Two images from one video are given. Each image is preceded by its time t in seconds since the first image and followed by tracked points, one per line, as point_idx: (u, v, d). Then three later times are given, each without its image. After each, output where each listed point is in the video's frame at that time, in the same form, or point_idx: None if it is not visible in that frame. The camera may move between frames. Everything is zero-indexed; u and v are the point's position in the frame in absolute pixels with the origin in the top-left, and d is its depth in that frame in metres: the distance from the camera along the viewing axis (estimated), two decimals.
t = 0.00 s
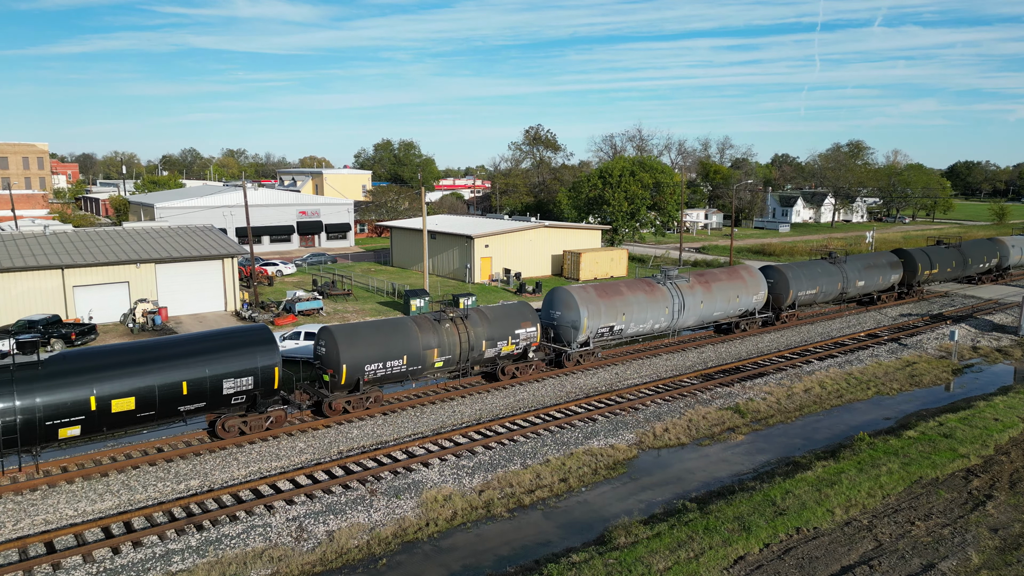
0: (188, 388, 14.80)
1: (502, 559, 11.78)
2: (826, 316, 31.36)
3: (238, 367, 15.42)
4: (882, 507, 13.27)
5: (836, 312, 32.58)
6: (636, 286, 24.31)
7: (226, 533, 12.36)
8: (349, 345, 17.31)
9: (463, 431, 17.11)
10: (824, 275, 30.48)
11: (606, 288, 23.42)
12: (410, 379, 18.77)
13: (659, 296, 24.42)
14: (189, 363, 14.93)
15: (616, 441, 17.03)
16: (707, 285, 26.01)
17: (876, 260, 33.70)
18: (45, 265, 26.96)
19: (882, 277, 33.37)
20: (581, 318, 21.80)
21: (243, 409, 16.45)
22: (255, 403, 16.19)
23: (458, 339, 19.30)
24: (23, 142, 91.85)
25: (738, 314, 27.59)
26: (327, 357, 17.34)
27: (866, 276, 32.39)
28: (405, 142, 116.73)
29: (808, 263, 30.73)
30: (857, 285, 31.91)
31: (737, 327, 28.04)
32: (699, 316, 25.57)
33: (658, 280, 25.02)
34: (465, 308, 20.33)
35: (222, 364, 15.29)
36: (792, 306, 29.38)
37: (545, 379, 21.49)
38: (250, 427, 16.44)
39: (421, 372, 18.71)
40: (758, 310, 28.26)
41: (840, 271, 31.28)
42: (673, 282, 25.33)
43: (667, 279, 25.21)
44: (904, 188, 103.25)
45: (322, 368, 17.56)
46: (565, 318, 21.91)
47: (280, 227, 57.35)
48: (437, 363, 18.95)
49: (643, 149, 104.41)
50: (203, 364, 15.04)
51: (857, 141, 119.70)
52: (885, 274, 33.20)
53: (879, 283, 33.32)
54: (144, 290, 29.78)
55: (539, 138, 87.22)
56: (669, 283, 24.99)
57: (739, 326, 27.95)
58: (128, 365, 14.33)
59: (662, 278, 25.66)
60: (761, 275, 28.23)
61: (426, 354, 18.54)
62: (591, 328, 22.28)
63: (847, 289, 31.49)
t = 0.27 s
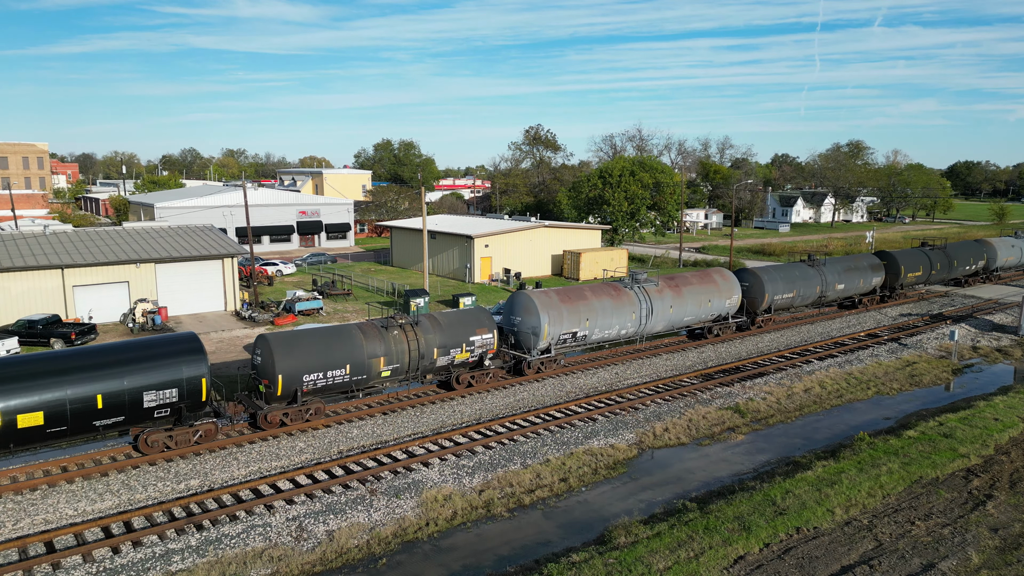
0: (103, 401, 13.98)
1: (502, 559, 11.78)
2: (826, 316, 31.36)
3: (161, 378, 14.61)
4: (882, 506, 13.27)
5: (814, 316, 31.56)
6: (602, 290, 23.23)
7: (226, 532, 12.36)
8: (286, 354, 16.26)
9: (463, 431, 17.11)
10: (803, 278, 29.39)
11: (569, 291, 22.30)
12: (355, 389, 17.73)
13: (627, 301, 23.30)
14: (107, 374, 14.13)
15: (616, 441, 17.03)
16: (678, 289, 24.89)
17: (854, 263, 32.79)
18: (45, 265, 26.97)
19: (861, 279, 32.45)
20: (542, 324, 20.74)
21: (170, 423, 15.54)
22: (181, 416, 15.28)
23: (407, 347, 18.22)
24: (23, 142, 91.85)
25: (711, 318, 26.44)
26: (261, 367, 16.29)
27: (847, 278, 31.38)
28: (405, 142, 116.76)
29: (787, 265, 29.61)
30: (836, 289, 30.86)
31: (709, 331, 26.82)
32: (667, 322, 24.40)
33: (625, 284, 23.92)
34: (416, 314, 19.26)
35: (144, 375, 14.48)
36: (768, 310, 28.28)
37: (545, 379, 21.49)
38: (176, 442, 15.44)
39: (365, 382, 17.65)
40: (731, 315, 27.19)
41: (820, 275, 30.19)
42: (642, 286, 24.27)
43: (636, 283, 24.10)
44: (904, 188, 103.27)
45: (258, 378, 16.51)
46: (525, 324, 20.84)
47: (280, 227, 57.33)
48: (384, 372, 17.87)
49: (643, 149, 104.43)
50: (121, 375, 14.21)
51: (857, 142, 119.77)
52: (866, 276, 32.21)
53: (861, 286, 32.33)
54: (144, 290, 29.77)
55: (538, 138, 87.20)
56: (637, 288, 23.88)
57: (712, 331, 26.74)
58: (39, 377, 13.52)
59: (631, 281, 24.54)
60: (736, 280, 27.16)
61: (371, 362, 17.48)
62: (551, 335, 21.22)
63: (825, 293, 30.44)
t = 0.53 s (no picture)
0: (11, 417, 13.17)
1: (502, 559, 11.77)
2: (827, 316, 31.36)
3: (74, 392, 13.78)
4: (883, 507, 13.27)
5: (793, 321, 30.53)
6: (565, 294, 22.11)
7: (226, 533, 12.36)
8: (214, 365, 15.21)
9: (463, 431, 17.10)
10: (780, 281, 28.28)
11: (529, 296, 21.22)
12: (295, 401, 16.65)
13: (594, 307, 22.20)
14: (15, 388, 13.30)
15: (617, 441, 17.02)
16: (647, 294, 23.79)
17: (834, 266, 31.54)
18: (45, 265, 26.97)
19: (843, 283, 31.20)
20: (500, 331, 19.67)
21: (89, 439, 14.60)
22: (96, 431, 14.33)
23: (350, 356, 17.11)
24: (23, 142, 91.87)
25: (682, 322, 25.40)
26: (189, 379, 15.25)
27: (827, 280, 30.25)
28: (405, 142, 116.82)
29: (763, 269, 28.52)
30: (815, 291, 29.72)
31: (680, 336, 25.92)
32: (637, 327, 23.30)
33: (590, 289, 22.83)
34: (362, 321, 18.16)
35: (56, 389, 13.66)
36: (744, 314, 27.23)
37: (545, 379, 21.50)
38: (92, 459, 14.46)
39: (305, 394, 16.58)
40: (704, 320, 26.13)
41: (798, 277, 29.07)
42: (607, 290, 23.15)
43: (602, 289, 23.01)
44: (904, 188, 103.31)
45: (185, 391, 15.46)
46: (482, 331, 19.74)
47: (280, 227, 57.33)
48: (325, 383, 16.78)
49: (643, 149, 104.46)
50: (29, 390, 13.39)
51: (857, 142, 119.87)
52: (846, 279, 30.98)
53: (841, 289, 31.17)
54: (144, 290, 29.77)
55: (538, 138, 87.21)
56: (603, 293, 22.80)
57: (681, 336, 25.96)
58: None
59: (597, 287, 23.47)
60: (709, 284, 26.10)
61: (310, 373, 16.39)
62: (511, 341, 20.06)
63: (804, 296, 29.31)
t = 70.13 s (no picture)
0: None
1: (509, 556, 11.80)
2: (832, 313, 31.35)
3: None
4: (889, 504, 13.27)
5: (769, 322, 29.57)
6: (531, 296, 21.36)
7: (234, 529, 12.41)
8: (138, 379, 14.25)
9: (469, 428, 17.15)
10: (756, 284, 27.06)
11: (475, 294, 19.57)
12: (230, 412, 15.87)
13: (541, 309, 20.95)
14: None
15: (622, 438, 17.05)
16: (602, 294, 22.46)
17: (811, 267, 30.45)
18: (51, 261, 27.07)
19: (819, 285, 30.28)
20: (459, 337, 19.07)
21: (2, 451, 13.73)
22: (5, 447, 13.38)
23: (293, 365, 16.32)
24: (29, 138, 92.08)
25: (647, 325, 24.32)
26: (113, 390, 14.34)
27: (805, 282, 29.09)
28: (409, 138, 116.80)
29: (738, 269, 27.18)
30: (790, 294, 28.64)
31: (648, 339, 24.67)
32: (586, 332, 22.25)
33: (544, 284, 21.22)
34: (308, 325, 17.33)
35: None
36: (713, 317, 26.18)
37: (550, 376, 21.55)
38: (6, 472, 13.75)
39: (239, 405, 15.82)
40: (674, 325, 25.09)
41: (776, 279, 27.90)
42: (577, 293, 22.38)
43: (555, 285, 21.42)
44: (909, 185, 103.02)
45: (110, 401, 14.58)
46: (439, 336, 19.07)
47: (284, 223, 57.43)
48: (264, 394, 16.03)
49: (648, 146, 104.32)
50: None
51: (862, 139, 119.56)
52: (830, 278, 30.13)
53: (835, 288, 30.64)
54: (149, 286, 29.85)
55: (543, 134, 87.02)
56: (556, 291, 21.30)
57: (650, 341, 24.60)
58: None
59: (548, 279, 22.00)
60: (684, 287, 24.86)
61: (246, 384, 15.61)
62: (445, 349, 19.07)
63: (779, 299, 28.21)
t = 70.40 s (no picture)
0: None
1: (509, 556, 11.81)
2: (832, 313, 31.35)
3: None
4: (889, 504, 13.28)
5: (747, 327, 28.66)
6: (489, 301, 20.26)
7: (235, 529, 12.43)
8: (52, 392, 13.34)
9: (469, 428, 17.16)
10: (731, 288, 26.04)
11: (429, 299, 18.49)
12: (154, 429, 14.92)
13: (500, 315, 19.90)
14: None
15: (622, 438, 17.05)
16: (565, 299, 21.45)
17: (789, 269, 29.45)
18: (51, 262, 27.09)
19: (796, 288, 29.32)
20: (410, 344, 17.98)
21: None
22: None
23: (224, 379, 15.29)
24: (29, 138, 92.10)
25: (616, 330, 23.26)
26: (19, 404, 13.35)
27: (781, 285, 28.10)
28: (409, 138, 116.81)
29: (710, 272, 26.14)
30: (767, 297, 27.62)
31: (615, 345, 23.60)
32: (550, 338, 21.22)
33: (503, 287, 20.17)
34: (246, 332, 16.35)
35: None
36: (687, 322, 25.15)
37: (550, 376, 21.55)
38: None
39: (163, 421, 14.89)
40: (644, 330, 24.06)
41: (751, 282, 26.90)
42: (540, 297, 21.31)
43: (517, 289, 20.42)
44: (909, 185, 103.14)
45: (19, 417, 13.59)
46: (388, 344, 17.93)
47: (285, 223, 57.44)
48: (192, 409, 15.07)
49: (648, 145, 104.36)
50: None
51: (862, 139, 119.64)
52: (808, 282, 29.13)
53: (835, 288, 30.60)
54: (149, 287, 29.86)
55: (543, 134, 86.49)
56: (518, 295, 20.30)
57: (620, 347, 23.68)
58: None
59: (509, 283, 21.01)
60: (655, 290, 23.80)
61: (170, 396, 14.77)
62: (397, 358, 17.96)
63: (755, 303, 27.18)
